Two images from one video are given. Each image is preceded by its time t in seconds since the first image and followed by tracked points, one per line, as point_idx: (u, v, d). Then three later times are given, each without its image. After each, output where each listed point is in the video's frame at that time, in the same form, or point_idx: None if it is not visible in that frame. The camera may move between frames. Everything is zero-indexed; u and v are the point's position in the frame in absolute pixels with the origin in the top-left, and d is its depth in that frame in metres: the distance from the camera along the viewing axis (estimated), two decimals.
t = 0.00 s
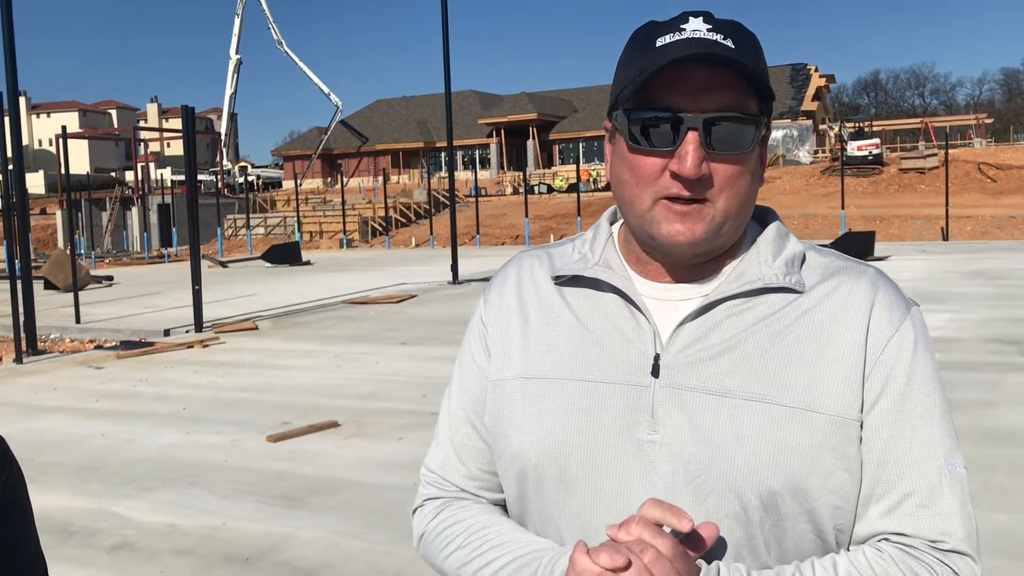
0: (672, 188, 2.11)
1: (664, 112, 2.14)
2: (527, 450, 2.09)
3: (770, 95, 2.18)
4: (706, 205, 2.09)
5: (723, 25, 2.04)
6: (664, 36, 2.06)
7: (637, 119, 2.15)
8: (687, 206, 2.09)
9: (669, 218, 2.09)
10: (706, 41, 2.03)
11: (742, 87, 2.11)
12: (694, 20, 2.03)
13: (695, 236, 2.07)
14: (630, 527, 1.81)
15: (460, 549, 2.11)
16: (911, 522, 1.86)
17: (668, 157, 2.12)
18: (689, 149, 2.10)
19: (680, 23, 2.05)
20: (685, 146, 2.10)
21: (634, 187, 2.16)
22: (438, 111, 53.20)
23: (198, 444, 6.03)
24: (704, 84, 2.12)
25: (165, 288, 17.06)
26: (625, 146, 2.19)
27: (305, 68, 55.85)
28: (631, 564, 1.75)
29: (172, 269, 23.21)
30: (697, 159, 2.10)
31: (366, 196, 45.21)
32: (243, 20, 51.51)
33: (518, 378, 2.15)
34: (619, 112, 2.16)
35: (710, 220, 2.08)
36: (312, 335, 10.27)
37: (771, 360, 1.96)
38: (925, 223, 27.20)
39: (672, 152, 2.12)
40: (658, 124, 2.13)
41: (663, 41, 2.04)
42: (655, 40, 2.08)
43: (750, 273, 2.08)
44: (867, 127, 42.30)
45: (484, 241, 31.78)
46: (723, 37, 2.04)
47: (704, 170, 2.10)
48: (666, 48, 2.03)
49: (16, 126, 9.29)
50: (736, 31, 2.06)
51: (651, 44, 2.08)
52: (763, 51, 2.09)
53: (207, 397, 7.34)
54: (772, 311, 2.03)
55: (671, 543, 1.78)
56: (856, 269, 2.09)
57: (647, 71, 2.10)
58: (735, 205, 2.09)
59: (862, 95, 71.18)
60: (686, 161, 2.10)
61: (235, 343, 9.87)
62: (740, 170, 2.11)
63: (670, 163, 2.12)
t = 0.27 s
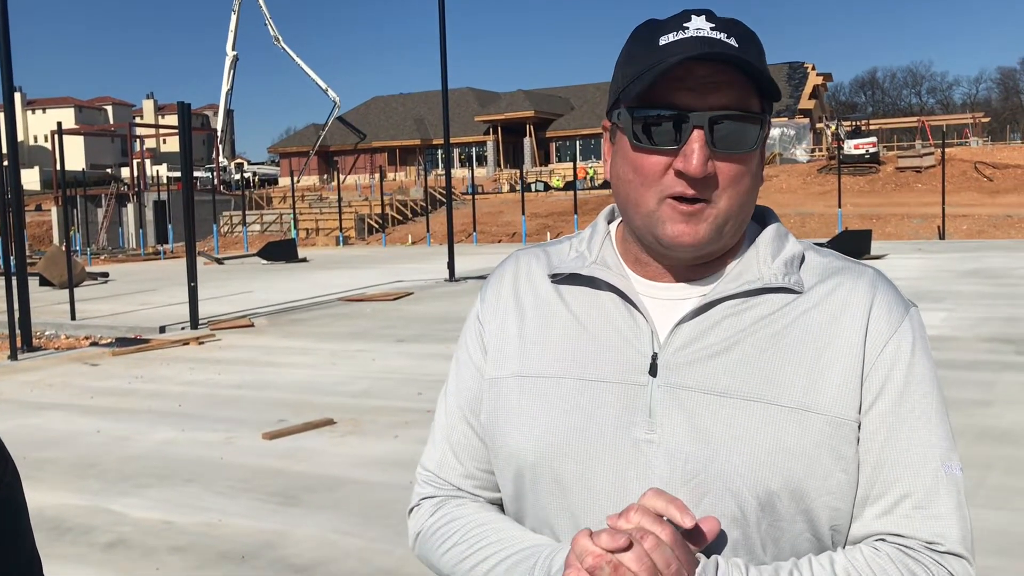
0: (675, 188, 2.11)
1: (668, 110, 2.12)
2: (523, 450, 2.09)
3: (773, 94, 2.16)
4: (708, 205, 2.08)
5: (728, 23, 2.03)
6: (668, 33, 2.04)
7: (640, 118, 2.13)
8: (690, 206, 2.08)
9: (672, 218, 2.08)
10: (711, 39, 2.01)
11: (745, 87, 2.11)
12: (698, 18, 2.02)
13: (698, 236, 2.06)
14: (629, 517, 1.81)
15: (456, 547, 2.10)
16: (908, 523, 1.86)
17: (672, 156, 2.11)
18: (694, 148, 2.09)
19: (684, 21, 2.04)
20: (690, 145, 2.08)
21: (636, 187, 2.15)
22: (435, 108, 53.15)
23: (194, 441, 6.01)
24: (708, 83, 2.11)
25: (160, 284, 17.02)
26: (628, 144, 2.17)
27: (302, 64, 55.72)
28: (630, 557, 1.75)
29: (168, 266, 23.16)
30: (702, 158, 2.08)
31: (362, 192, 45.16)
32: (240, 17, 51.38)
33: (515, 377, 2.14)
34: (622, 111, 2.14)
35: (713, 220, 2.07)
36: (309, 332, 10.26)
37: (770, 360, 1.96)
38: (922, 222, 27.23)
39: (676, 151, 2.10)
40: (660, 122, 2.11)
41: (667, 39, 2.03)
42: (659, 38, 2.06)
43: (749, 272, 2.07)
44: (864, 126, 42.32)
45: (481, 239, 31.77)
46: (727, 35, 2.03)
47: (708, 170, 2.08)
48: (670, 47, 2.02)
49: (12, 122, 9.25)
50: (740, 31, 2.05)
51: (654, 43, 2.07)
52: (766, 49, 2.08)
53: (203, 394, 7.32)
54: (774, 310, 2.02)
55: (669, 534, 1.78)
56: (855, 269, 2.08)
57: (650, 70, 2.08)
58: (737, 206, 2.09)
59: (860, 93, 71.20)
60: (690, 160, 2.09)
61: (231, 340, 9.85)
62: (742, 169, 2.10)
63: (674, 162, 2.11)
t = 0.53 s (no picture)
0: (669, 183, 2.10)
1: (664, 108, 2.12)
2: (518, 446, 2.08)
3: (769, 93, 2.16)
4: (705, 202, 2.08)
5: (725, 20, 2.02)
6: (665, 30, 2.04)
7: (636, 114, 2.12)
8: (685, 204, 2.08)
9: (667, 213, 2.08)
10: (709, 37, 2.00)
11: (742, 85, 2.10)
12: (696, 15, 2.01)
13: (693, 232, 2.06)
14: (628, 501, 1.79)
15: (450, 544, 2.10)
16: (903, 519, 1.85)
17: (667, 154, 2.10)
18: (690, 146, 2.08)
19: (682, 17, 2.03)
20: (686, 142, 2.08)
21: (631, 183, 2.15)
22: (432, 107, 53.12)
23: (188, 439, 5.99)
24: (704, 80, 2.10)
25: (156, 283, 16.98)
26: (624, 141, 2.17)
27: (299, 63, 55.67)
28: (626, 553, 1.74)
29: (164, 264, 23.11)
30: (698, 156, 2.08)
31: (359, 191, 45.13)
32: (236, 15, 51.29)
33: (509, 373, 2.13)
34: (619, 107, 2.13)
35: (708, 217, 2.06)
36: (305, 331, 10.24)
37: (766, 358, 1.95)
38: (918, 222, 27.27)
39: (671, 148, 2.10)
40: (656, 119, 2.11)
41: (664, 36, 2.02)
42: (657, 35, 2.05)
43: (745, 269, 2.07)
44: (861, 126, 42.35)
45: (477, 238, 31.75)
46: (725, 32, 2.02)
47: (704, 167, 2.08)
48: (668, 43, 2.01)
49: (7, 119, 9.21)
50: (738, 28, 2.04)
51: (652, 39, 2.06)
52: (764, 46, 2.07)
53: (198, 393, 7.30)
54: (768, 307, 2.01)
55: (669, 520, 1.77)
56: (850, 265, 2.07)
57: (647, 68, 2.07)
58: (732, 203, 2.08)
59: (856, 93, 71.29)
60: (686, 158, 2.08)
61: (227, 338, 9.83)
62: (737, 168, 2.10)
63: (669, 160, 2.10)
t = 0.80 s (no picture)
0: (666, 190, 2.10)
1: (662, 115, 2.12)
2: (517, 453, 2.08)
3: (768, 100, 2.16)
4: (702, 208, 2.08)
5: (724, 28, 2.02)
6: (663, 37, 2.04)
7: (633, 121, 2.13)
8: (682, 209, 2.08)
9: (664, 220, 2.08)
10: (708, 44, 2.01)
11: (740, 92, 2.10)
12: (694, 23, 2.01)
13: (690, 238, 2.06)
14: (625, 533, 1.79)
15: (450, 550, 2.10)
16: (902, 527, 1.86)
17: (665, 161, 2.10)
18: (686, 154, 2.09)
19: (681, 25, 2.03)
20: (682, 151, 2.08)
21: (628, 189, 2.15)
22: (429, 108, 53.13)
23: (185, 441, 5.98)
24: (702, 88, 2.10)
25: (153, 283, 16.96)
26: (621, 148, 2.17)
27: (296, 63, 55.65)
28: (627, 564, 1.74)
29: (161, 265, 23.08)
30: (694, 164, 2.08)
31: (356, 192, 45.10)
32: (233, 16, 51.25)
33: (508, 379, 2.13)
34: (617, 113, 2.14)
35: (706, 223, 2.07)
36: (302, 332, 10.24)
37: (765, 364, 1.95)
38: (914, 223, 27.33)
39: (668, 155, 2.10)
40: (654, 125, 2.11)
41: (663, 42, 2.02)
42: (655, 43, 2.05)
43: (743, 275, 2.07)
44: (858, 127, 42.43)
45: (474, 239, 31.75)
46: (723, 40, 2.02)
47: (701, 175, 2.08)
48: (667, 51, 2.01)
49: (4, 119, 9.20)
50: (737, 36, 2.04)
51: (650, 47, 2.06)
52: (762, 54, 2.07)
53: (196, 394, 7.29)
54: (766, 314, 2.02)
55: (666, 548, 1.77)
56: (848, 272, 2.08)
57: (645, 74, 2.07)
58: (731, 210, 2.09)
59: (853, 94, 71.45)
60: (683, 166, 2.09)
61: (224, 339, 9.82)
62: (735, 174, 2.10)
63: (666, 167, 2.11)
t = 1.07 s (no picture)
0: (657, 189, 2.11)
1: (653, 114, 2.13)
2: (513, 453, 2.09)
3: (759, 101, 2.17)
4: (694, 206, 2.09)
5: (714, 27, 2.04)
6: (654, 37, 2.05)
7: (625, 120, 2.14)
8: (674, 208, 2.09)
9: (656, 219, 2.09)
10: (697, 43, 2.02)
11: (730, 91, 2.11)
12: (684, 22, 2.03)
13: (682, 236, 2.07)
14: (621, 532, 1.80)
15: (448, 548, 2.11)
16: (896, 528, 1.87)
17: (656, 160, 2.11)
18: (677, 152, 2.09)
19: (671, 24, 2.05)
20: (673, 149, 2.09)
21: (621, 188, 2.16)
22: (428, 110, 53.17)
23: (184, 443, 5.99)
24: (693, 87, 2.12)
25: (152, 285, 16.97)
26: (614, 148, 2.18)
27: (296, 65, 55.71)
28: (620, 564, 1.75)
29: (160, 266, 23.10)
30: (685, 162, 2.09)
31: (355, 194, 45.13)
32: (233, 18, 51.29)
33: (504, 379, 2.14)
34: (608, 112, 2.15)
35: (698, 221, 2.07)
36: (301, 333, 10.25)
37: (758, 364, 1.96)
38: (913, 225, 27.36)
39: (659, 154, 2.11)
40: (647, 125, 2.12)
41: (653, 41, 2.03)
42: (646, 42, 2.07)
43: (738, 276, 2.07)
44: (857, 129, 42.47)
45: (473, 241, 31.78)
46: (714, 39, 2.04)
47: (692, 173, 2.09)
48: (656, 49, 2.03)
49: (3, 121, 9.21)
50: (727, 35, 2.06)
51: (641, 46, 2.07)
52: (753, 52, 2.09)
53: (194, 395, 7.30)
54: (760, 315, 2.02)
55: (661, 548, 1.78)
56: (841, 273, 2.09)
57: (636, 73, 2.09)
58: (723, 209, 2.10)
59: (852, 96, 71.53)
60: (673, 164, 2.09)
61: (223, 341, 9.82)
62: (728, 173, 2.11)
63: (657, 165, 2.11)
